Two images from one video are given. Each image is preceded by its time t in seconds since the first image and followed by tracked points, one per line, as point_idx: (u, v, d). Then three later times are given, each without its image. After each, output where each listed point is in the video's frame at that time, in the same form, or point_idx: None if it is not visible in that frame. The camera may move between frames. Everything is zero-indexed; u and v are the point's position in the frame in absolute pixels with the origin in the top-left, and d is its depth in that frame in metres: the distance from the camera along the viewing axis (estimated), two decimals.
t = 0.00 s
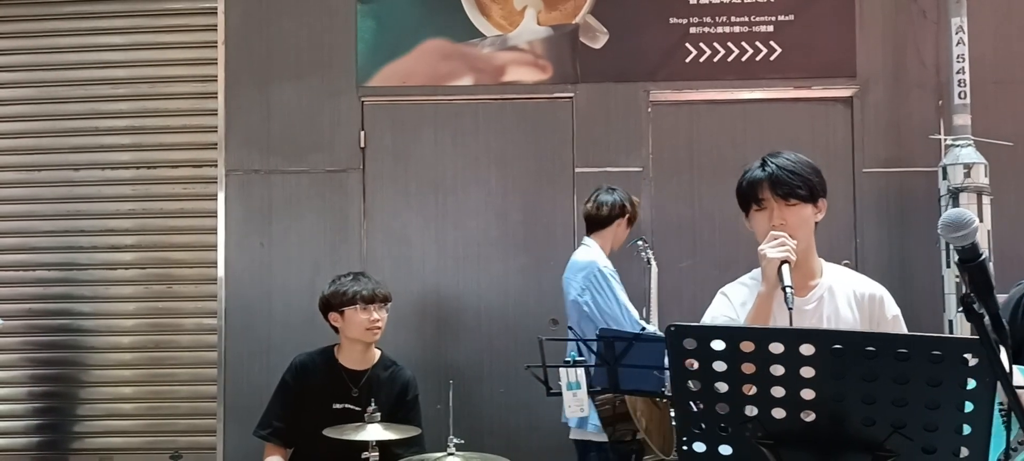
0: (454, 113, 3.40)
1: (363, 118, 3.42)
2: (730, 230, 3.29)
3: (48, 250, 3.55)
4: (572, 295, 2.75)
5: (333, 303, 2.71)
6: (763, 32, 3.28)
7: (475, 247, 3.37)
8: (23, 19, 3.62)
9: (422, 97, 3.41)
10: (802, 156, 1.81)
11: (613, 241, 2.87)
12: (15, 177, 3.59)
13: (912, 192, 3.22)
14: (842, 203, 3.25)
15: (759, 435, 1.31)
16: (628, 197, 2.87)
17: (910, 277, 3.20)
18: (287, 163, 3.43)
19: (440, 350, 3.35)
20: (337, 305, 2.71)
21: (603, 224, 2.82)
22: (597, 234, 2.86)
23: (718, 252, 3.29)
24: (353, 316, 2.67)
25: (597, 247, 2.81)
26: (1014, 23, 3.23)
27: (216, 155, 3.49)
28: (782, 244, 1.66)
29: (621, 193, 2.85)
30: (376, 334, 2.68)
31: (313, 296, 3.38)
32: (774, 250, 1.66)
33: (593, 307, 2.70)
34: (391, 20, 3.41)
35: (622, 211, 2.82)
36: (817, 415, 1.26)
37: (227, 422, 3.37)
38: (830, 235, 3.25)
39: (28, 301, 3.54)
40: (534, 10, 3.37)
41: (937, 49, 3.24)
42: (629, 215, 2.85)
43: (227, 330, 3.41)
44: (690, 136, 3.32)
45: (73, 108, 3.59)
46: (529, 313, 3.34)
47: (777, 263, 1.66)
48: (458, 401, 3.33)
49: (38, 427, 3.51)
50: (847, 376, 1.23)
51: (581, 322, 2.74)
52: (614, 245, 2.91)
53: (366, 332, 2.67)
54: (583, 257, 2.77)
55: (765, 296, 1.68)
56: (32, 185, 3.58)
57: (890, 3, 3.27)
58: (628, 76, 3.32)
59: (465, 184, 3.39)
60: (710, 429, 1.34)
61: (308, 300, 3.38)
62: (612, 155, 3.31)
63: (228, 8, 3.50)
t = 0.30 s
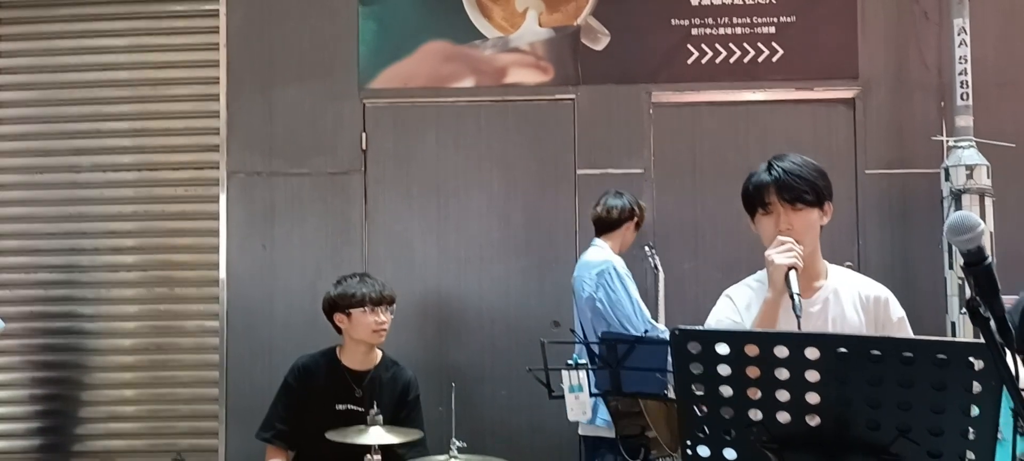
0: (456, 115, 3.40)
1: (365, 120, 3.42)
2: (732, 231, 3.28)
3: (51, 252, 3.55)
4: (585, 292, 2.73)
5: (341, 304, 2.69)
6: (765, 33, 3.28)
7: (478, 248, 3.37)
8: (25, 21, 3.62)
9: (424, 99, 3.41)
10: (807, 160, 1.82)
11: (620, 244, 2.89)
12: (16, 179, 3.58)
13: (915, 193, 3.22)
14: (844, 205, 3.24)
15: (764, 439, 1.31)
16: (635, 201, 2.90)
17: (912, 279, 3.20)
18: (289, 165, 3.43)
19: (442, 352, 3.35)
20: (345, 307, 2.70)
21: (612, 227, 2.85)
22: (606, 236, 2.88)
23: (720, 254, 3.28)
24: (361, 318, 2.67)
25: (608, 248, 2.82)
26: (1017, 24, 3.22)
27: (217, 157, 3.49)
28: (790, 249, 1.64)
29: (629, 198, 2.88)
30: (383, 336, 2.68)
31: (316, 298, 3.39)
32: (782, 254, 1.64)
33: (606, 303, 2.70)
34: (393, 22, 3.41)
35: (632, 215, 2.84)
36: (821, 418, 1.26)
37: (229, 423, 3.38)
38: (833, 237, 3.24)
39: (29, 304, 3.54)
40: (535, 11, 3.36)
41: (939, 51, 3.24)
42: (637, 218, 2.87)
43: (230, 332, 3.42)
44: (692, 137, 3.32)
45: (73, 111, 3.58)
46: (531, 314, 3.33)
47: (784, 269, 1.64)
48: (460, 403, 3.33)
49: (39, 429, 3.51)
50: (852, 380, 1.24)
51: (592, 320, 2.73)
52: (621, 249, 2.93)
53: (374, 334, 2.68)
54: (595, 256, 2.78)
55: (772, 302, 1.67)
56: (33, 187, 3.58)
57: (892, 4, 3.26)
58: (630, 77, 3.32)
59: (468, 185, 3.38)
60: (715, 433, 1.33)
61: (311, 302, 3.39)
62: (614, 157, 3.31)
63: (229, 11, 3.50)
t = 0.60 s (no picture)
0: (459, 120, 3.40)
1: (368, 126, 3.42)
2: (735, 236, 3.28)
3: (55, 258, 3.56)
4: (594, 297, 2.74)
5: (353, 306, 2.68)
6: (768, 39, 3.28)
7: (481, 254, 3.37)
8: (29, 27, 3.63)
9: (427, 105, 3.40)
10: (814, 169, 1.80)
11: (627, 253, 2.89)
12: (20, 185, 3.59)
13: (919, 198, 3.21)
14: (848, 210, 3.24)
15: (768, 453, 1.30)
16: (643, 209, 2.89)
17: (916, 284, 3.19)
18: (292, 171, 3.43)
19: (446, 357, 3.35)
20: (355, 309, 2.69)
21: (619, 234, 2.85)
22: (615, 243, 2.89)
23: (724, 259, 3.28)
24: (371, 320, 2.67)
25: (616, 254, 2.82)
26: (1020, 28, 3.22)
27: (221, 163, 3.49)
28: (798, 267, 1.65)
29: (637, 205, 2.89)
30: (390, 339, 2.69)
31: (319, 303, 3.39)
32: (790, 273, 1.65)
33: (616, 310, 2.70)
34: (395, 28, 3.41)
35: (639, 222, 2.85)
36: (825, 432, 1.27)
37: (232, 427, 3.39)
38: (836, 242, 3.23)
39: (34, 310, 3.55)
40: (538, 17, 3.36)
41: (943, 55, 3.23)
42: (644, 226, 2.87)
43: (234, 337, 3.42)
44: (695, 142, 3.31)
45: (77, 117, 3.59)
46: (535, 319, 3.33)
47: (791, 285, 1.65)
48: (464, 409, 3.33)
49: (44, 435, 3.51)
50: (856, 395, 1.23)
51: (602, 325, 2.74)
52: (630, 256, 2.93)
53: (382, 336, 2.68)
54: (603, 262, 2.78)
55: (779, 319, 1.68)
56: (38, 193, 3.59)
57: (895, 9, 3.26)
58: (633, 83, 3.32)
59: (471, 191, 3.39)
60: (719, 446, 1.33)
61: (314, 308, 3.39)
62: (617, 162, 3.31)
63: (233, 17, 3.50)
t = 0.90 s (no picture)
0: (466, 122, 3.40)
1: (376, 128, 3.43)
2: (744, 239, 3.27)
3: (64, 260, 3.57)
4: (603, 300, 2.75)
5: (387, 307, 2.70)
6: (776, 41, 3.27)
7: (488, 255, 3.37)
8: (38, 30, 3.64)
9: (435, 107, 3.41)
10: (828, 172, 1.81)
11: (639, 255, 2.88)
12: (29, 187, 3.61)
13: (928, 200, 3.20)
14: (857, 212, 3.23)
15: (778, 456, 1.31)
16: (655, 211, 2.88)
17: (926, 287, 3.17)
18: (300, 173, 3.44)
19: (453, 359, 3.35)
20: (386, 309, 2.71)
21: (630, 237, 2.85)
22: (626, 246, 2.88)
23: (732, 261, 3.27)
24: (400, 321, 2.72)
25: (626, 257, 2.82)
26: None
27: (230, 165, 3.51)
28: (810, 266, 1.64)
29: (648, 207, 2.88)
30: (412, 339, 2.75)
31: (326, 305, 3.40)
32: (801, 271, 1.65)
33: (623, 313, 2.69)
34: (403, 30, 3.42)
35: (651, 224, 2.84)
36: (837, 435, 1.27)
37: (240, 428, 3.39)
38: (845, 244, 3.22)
39: (43, 312, 3.56)
40: (546, 19, 3.36)
41: (953, 57, 3.22)
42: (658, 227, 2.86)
43: (242, 339, 3.43)
44: (703, 144, 3.30)
45: (86, 120, 3.61)
46: (542, 321, 3.33)
47: (802, 284, 1.65)
48: (472, 411, 3.33)
49: (52, 437, 3.52)
50: (868, 398, 1.23)
51: (610, 327, 2.75)
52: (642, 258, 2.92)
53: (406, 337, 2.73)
54: (613, 265, 2.78)
55: (789, 318, 1.68)
56: (47, 196, 3.60)
57: (904, 10, 3.25)
58: (641, 85, 3.31)
59: (478, 192, 3.39)
60: (729, 449, 1.33)
61: (323, 309, 3.40)
62: (625, 164, 3.31)
63: (241, 20, 3.52)
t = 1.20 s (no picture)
0: (471, 127, 3.41)
1: (381, 133, 3.43)
2: (748, 243, 3.26)
3: (70, 264, 3.58)
4: (608, 305, 2.75)
5: (406, 309, 2.72)
6: (781, 45, 3.26)
7: (492, 260, 3.37)
8: (45, 36, 3.66)
9: (440, 112, 3.41)
10: (839, 177, 1.81)
11: (647, 260, 2.88)
12: (35, 192, 3.62)
13: (934, 204, 3.18)
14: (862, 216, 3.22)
15: None
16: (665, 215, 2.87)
17: (932, 291, 3.16)
18: (304, 178, 3.45)
19: (457, 364, 3.35)
20: (404, 311, 2.73)
21: (638, 241, 2.85)
22: (633, 250, 2.88)
23: (737, 266, 3.26)
24: (418, 324, 2.75)
25: (634, 262, 2.83)
26: None
27: (235, 170, 3.51)
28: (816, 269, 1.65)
29: (658, 211, 2.87)
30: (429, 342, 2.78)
31: (331, 310, 3.40)
32: (807, 274, 1.65)
33: (628, 319, 2.69)
34: (408, 35, 3.42)
35: (659, 228, 2.83)
36: (842, 442, 1.26)
37: (245, 432, 3.39)
38: (850, 248, 3.21)
39: (49, 316, 3.57)
40: (550, 24, 3.37)
41: (958, 61, 3.21)
42: (666, 232, 2.86)
43: (247, 343, 3.43)
44: (707, 149, 3.31)
45: (92, 124, 3.62)
46: (546, 326, 3.33)
47: (809, 287, 1.64)
48: (476, 416, 3.32)
49: (58, 441, 3.53)
50: (873, 404, 1.23)
51: (615, 332, 2.75)
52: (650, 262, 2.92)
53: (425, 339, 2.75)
54: (619, 269, 2.78)
55: (795, 321, 1.67)
56: (53, 200, 3.62)
57: (909, 14, 3.24)
58: (645, 89, 3.31)
59: (482, 197, 3.39)
60: (735, 457, 1.32)
61: (328, 314, 3.40)
62: (630, 168, 3.31)
63: (246, 25, 3.53)
